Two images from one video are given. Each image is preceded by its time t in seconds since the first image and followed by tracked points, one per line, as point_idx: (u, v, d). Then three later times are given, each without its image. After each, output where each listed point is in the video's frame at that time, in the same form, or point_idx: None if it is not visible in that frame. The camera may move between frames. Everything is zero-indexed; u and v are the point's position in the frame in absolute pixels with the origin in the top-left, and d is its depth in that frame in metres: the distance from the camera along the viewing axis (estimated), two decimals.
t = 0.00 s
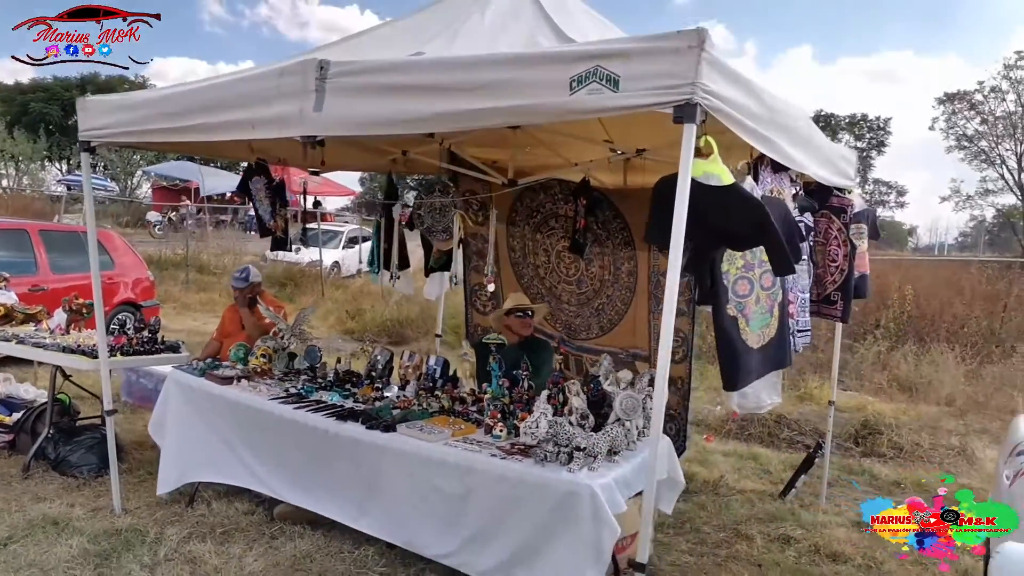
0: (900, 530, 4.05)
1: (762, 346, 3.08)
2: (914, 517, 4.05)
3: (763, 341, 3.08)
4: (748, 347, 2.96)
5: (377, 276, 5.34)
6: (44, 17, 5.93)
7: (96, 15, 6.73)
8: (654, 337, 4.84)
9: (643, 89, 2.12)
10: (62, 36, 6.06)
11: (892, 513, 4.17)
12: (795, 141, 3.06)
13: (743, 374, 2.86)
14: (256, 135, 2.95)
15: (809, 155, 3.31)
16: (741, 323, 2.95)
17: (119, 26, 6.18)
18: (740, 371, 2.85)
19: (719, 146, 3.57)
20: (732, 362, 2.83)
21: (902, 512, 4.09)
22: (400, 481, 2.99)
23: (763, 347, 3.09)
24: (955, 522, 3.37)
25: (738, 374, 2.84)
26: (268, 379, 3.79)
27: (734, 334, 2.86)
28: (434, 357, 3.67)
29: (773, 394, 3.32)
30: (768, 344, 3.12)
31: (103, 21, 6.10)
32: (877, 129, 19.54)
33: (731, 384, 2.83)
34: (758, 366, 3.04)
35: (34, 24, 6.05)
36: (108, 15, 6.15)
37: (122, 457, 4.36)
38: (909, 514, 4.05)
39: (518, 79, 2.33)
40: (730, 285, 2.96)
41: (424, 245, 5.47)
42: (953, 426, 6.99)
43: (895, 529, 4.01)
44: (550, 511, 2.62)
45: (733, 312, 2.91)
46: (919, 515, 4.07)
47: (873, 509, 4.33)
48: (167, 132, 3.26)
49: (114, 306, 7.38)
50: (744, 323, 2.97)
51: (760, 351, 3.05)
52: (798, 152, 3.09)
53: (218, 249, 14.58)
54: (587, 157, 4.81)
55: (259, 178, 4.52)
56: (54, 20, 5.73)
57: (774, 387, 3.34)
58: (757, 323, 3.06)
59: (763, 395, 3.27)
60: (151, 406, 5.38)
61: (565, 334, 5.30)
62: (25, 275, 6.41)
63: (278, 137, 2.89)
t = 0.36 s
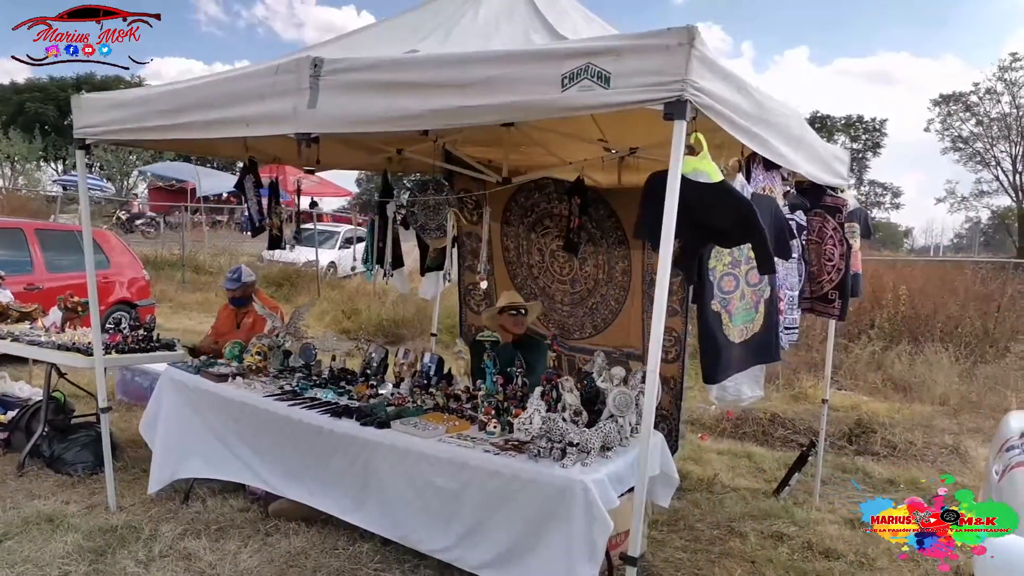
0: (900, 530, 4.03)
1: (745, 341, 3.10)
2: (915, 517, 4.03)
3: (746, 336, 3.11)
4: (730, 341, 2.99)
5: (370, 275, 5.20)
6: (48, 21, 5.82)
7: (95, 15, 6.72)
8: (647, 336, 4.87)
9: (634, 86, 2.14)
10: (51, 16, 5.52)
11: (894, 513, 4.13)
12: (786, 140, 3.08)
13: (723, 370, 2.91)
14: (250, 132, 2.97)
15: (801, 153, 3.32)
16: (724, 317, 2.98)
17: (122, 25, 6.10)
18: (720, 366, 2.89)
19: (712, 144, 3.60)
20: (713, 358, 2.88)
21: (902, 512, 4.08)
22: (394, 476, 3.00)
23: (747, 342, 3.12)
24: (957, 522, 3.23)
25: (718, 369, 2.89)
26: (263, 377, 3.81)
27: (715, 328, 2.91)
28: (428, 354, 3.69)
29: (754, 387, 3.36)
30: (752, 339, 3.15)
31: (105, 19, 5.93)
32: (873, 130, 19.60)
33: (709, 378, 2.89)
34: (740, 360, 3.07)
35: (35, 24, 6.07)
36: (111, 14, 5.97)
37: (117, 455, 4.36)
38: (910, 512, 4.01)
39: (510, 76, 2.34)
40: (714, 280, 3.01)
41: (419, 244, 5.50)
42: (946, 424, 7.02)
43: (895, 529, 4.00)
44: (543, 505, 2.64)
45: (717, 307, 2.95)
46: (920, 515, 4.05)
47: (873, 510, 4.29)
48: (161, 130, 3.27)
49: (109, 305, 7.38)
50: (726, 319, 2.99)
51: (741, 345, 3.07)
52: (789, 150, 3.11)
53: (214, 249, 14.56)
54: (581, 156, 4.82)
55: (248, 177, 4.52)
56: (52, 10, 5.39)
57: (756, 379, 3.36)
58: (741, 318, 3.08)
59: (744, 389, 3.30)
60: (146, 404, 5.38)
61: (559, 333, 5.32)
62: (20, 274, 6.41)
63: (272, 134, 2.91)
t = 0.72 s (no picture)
0: (899, 527, 4.10)
1: (739, 340, 3.04)
2: (915, 515, 4.14)
3: (741, 334, 3.04)
4: (726, 339, 2.92)
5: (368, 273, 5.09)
6: (48, 19, 5.77)
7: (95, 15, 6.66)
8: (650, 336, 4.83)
9: (644, 80, 2.08)
10: (54, 19, 5.75)
11: (893, 513, 4.17)
12: (795, 137, 3.03)
13: (718, 367, 2.83)
14: (250, 127, 2.91)
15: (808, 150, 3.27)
16: (721, 315, 2.91)
17: (120, 27, 6.08)
18: (715, 365, 2.82)
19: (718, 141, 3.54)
20: (707, 354, 2.80)
21: (902, 513, 4.18)
22: (396, 477, 2.95)
23: (743, 340, 3.06)
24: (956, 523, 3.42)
25: (713, 366, 2.81)
26: (263, 376, 3.75)
27: (712, 326, 2.83)
28: (430, 353, 3.63)
29: (747, 385, 3.33)
30: (747, 338, 3.08)
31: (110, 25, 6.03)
32: (872, 130, 19.59)
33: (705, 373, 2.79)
34: (735, 358, 2.99)
35: (36, 24, 6.01)
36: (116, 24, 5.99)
37: (114, 455, 4.30)
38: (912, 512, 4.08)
39: (516, 70, 2.29)
40: (715, 277, 2.93)
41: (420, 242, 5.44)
42: (948, 424, 7.00)
43: (895, 529, 4.08)
44: (548, 507, 2.59)
45: (715, 304, 2.88)
46: (918, 511, 4.16)
47: (872, 509, 4.34)
48: (158, 125, 3.21)
49: (106, 303, 7.31)
50: (724, 316, 2.93)
51: (737, 343, 3.00)
52: (798, 148, 3.06)
53: (211, 248, 14.50)
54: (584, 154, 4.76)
55: (244, 175, 4.46)
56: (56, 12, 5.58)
57: (749, 377, 3.35)
58: (738, 316, 3.02)
59: (736, 385, 3.29)
60: (143, 403, 5.33)
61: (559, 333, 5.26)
62: (16, 272, 6.34)
63: (272, 130, 2.85)
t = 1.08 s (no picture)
0: (900, 527, 4.09)
1: (764, 336, 2.88)
2: (913, 517, 4.14)
3: (765, 329, 2.87)
4: (750, 336, 2.77)
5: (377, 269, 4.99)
6: (46, 17, 5.62)
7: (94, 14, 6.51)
8: (663, 337, 4.68)
9: (679, 60, 1.93)
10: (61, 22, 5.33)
11: (893, 513, 4.18)
12: (826, 126, 2.88)
13: (741, 366, 2.70)
14: (254, 115, 2.77)
15: (838, 139, 3.12)
16: (747, 311, 2.73)
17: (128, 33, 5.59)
18: (741, 363, 2.69)
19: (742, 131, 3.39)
20: (732, 350, 2.67)
21: (901, 513, 4.20)
22: (407, 481, 2.81)
23: (766, 337, 2.90)
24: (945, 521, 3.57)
25: (737, 365, 2.68)
26: (267, 376, 3.61)
27: (740, 323, 2.67)
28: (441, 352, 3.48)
29: (764, 384, 3.04)
30: (770, 334, 2.92)
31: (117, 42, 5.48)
32: (876, 127, 19.45)
33: (727, 373, 2.67)
34: (758, 356, 2.85)
35: (34, 23, 5.84)
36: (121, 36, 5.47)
37: (113, 457, 4.16)
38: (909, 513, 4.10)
39: (538, 50, 2.15)
40: (744, 273, 2.68)
41: (427, 238, 5.29)
42: (964, 424, 6.85)
43: (895, 529, 4.07)
44: (569, 514, 2.45)
45: (743, 299, 2.70)
46: (918, 516, 4.16)
47: (872, 509, 4.32)
48: (158, 113, 3.07)
49: (104, 301, 7.16)
50: (749, 312, 2.75)
51: (761, 340, 2.85)
52: (829, 137, 2.91)
53: (211, 245, 14.35)
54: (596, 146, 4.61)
55: (257, 166, 4.36)
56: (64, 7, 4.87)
57: (767, 376, 3.04)
58: (764, 312, 2.84)
59: (754, 385, 2.98)
60: (142, 404, 5.18)
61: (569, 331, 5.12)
62: (12, 269, 6.19)
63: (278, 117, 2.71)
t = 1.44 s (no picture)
0: (898, 529, 3.99)
1: (809, 342, 2.79)
2: (911, 517, 4.07)
3: (811, 335, 2.80)
4: (796, 343, 2.68)
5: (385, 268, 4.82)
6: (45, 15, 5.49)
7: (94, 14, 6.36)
8: (677, 341, 4.58)
9: (717, 44, 1.79)
10: None
11: (893, 513, 4.09)
12: (859, 118, 2.74)
13: (786, 375, 2.58)
14: (257, 106, 2.63)
15: (869, 133, 2.98)
16: (792, 315, 2.65)
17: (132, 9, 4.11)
18: (786, 372, 2.58)
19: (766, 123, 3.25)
20: (778, 360, 2.57)
21: (901, 513, 4.10)
22: (419, 493, 2.67)
23: (812, 343, 2.81)
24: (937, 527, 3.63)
25: (782, 375, 2.57)
26: (270, 380, 3.48)
27: (784, 330, 2.58)
28: (452, 356, 3.34)
29: (813, 394, 3.02)
30: (816, 340, 2.84)
31: None
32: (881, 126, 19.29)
33: (774, 385, 2.55)
34: (804, 364, 2.75)
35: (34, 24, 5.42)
36: None
37: (110, 464, 4.02)
38: (907, 515, 4.00)
39: (562, 36, 2.01)
40: (788, 275, 2.62)
41: (433, 237, 5.15)
42: (980, 428, 6.70)
43: (895, 529, 4.00)
44: (592, 530, 2.31)
45: (786, 304, 2.61)
46: (914, 515, 4.07)
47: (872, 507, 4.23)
48: (157, 105, 2.93)
49: (103, 302, 7.03)
50: (794, 318, 2.67)
51: (807, 347, 2.76)
52: (862, 131, 2.77)
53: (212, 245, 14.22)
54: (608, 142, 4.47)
55: (265, 160, 4.22)
56: None
57: (815, 386, 3.03)
58: (809, 317, 2.77)
59: (804, 396, 2.96)
60: (142, 408, 5.05)
61: (578, 335, 4.97)
62: (8, 269, 6.06)
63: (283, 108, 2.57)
